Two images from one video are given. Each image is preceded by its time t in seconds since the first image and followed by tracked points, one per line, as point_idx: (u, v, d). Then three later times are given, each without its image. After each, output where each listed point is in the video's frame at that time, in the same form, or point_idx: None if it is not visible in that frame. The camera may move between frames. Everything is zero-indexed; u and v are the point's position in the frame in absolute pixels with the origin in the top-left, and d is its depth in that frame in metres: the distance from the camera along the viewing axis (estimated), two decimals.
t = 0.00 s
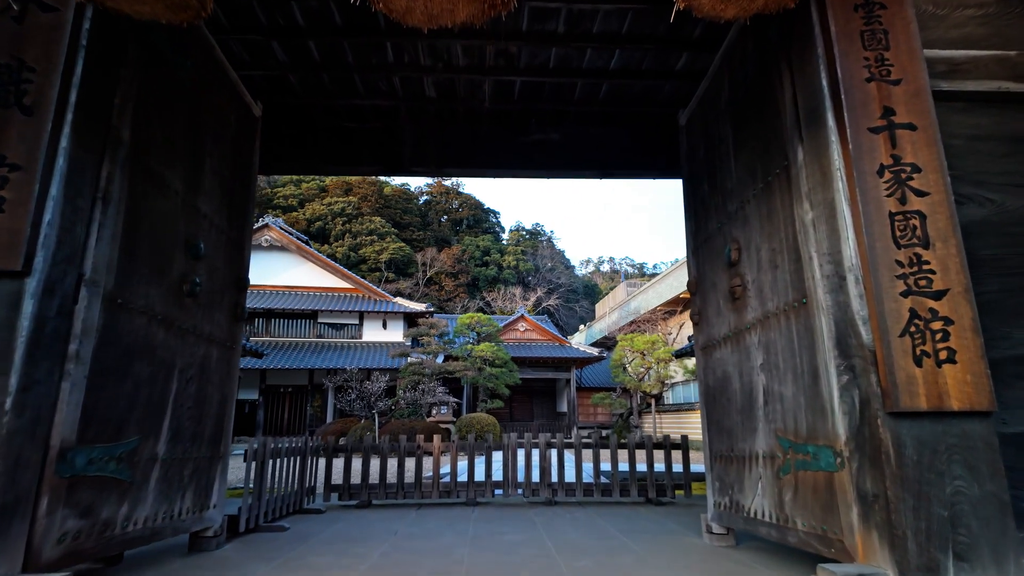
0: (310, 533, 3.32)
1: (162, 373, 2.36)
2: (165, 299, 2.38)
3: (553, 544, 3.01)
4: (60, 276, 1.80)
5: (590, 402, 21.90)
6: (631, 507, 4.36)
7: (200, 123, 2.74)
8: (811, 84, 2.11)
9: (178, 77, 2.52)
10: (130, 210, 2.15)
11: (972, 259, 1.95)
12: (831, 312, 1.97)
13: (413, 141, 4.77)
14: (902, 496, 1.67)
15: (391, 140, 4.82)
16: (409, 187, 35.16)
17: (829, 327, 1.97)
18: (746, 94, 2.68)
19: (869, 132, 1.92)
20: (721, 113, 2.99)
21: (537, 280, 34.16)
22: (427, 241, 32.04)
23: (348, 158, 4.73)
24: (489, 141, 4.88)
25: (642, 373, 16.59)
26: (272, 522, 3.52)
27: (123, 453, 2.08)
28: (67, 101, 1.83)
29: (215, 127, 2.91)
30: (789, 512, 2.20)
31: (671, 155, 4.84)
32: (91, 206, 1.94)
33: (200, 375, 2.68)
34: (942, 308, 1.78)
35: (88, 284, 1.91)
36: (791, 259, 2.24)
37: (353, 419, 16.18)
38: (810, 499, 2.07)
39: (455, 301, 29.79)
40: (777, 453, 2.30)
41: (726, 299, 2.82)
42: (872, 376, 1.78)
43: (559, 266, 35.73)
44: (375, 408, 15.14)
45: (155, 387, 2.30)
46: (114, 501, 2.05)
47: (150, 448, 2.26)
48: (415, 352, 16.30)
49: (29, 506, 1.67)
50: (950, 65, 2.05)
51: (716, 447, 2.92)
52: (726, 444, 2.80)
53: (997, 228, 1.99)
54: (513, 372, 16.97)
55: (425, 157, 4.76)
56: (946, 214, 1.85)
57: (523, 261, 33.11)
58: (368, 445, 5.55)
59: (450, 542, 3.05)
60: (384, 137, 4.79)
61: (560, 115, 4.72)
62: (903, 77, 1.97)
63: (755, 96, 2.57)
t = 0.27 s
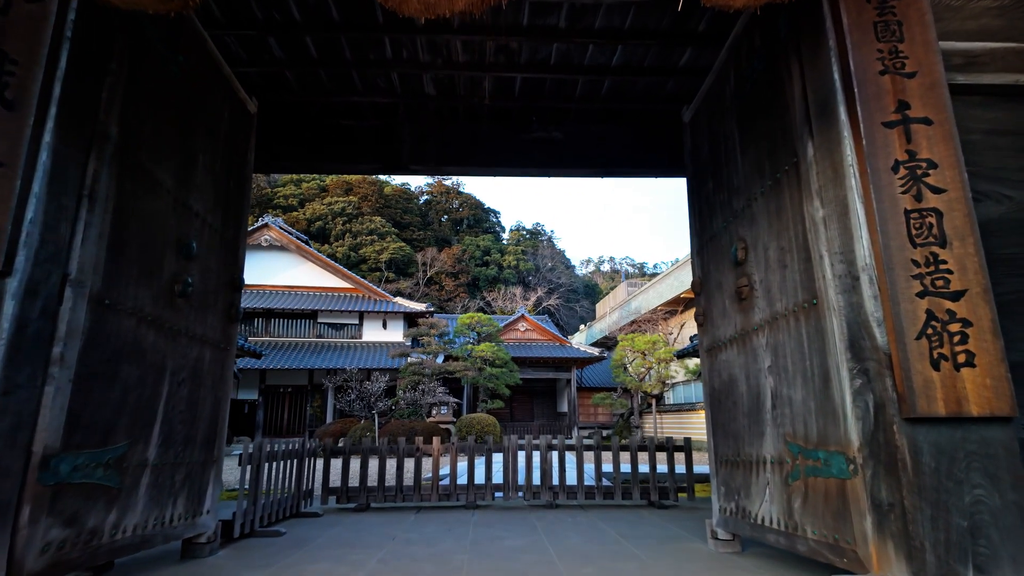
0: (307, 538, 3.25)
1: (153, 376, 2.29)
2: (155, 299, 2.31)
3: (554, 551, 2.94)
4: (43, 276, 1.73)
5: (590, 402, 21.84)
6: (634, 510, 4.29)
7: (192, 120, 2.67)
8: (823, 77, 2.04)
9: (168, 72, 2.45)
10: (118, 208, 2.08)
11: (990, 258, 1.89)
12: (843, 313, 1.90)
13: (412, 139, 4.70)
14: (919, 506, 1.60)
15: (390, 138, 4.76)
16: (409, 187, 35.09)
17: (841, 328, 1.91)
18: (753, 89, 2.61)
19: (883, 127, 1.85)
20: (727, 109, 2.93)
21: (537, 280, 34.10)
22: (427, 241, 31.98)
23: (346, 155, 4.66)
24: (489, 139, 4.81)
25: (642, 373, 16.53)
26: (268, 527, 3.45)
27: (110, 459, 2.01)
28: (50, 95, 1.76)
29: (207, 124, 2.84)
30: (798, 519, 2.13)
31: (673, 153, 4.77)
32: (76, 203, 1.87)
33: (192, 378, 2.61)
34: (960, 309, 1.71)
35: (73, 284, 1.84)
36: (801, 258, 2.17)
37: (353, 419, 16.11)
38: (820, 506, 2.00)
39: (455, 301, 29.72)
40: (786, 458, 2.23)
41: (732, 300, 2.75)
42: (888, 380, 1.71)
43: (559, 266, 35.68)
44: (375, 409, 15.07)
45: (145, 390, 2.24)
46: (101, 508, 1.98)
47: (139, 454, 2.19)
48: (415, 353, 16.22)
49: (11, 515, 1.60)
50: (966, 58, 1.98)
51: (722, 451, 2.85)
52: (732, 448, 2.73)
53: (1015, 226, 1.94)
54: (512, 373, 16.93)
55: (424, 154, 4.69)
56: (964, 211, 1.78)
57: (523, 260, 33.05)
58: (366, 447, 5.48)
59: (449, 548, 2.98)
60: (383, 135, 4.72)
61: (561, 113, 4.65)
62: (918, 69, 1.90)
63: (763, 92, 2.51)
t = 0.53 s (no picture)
0: (303, 542, 3.19)
1: (143, 378, 2.23)
2: (146, 299, 2.26)
3: (555, 556, 2.88)
4: (26, 276, 1.67)
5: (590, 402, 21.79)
6: (636, 513, 4.24)
7: (184, 116, 2.62)
8: (831, 71, 1.98)
9: (159, 67, 2.40)
10: (106, 206, 2.02)
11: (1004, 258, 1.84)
12: (853, 314, 1.85)
13: (410, 136, 4.64)
14: (933, 514, 1.54)
15: (389, 136, 4.70)
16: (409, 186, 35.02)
17: (850, 330, 1.85)
18: (759, 85, 2.56)
19: (895, 121, 1.79)
20: (731, 105, 2.87)
21: (538, 279, 34.04)
22: (427, 240, 31.92)
23: (344, 153, 4.59)
24: (488, 136, 4.75)
25: (642, 372, 16.49)
26: (263, 531, 3.38)
27: (98, 464, 1.96)
28: (33, 88, 1.69)
29: (200, 120, 2.78)
30: (806, 525, 2.07)
31: (675, 151, 4.71)
32: (61, 201, 1.81)
33: (185, 379, 2.55)
34: (975, 310, 1.65)
35: (58, 284, 1.78)
36: (808, 257, 2.11)
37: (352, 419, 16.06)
38: (829, 513, 1.94)
39: (455, 301, 29.66)
40: (793, 462, 2.17)
41: (737, 300, 2.70)
42: (900, 384, 1.65)
43: (559, 265, 35.62)
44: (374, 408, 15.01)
45: (135, 393, 2.18)
46: (89, 515, 1.92)
47: (129, 458, 2.13)
48: (415, 352, 16.17)
49: None
50: (980, 52, 1.92)
51: (726, 454, 2.79)
52: (736, 451, 2.67)
53: None
54: (513, 373, 16.90)
55: (423, 152, 4.63)
56: (979, 209, 1.72)
57: (523, 259, 33.00)
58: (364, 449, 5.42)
59: (448, 553, 2.92)
60: (381, 133, 4.66)
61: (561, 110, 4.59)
62: (930, 62, 1.84)
63: (769, 87, 2.45)
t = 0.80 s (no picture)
0: (298, 547, 3.12)
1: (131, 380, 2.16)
2: (133, 299, 2.19)
3: (556, 561, 2.81)
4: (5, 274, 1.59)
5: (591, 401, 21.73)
6: (637, 516, 4.17)
7: (174, 111, 2.55)
8: (842, 63, 1.92)
9: (147, 60, 2.33)
10: (91, 203, 1.95)
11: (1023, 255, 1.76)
12: (864, 314, 1.78)
13: (408, 133, 4.57)
14: (952, 524, 1.47)
15: (386, 132, 4.63)
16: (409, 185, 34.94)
17: (862, 331, 1.78)
18: (765, 79, 2.49)
19: (909, 114, 1.72)
20: (736, 101, 2.80)
21: (538, 278, 33.96)
22: (427, 239, 31.85)
23: (341, 150, 4.52)
24: (488, 133, 4.68)
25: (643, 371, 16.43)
26: (258, 535, 3.31)
27: (83, 470, 1.89)
28: (13, 79, 1.62)
29: (191, 115, 2.71)
30: (815, 533, 2.00)
31: (678, 148, 4.65)
32: (42, 197, 1.73)
33: (175, 381, 2.48)
34: (994, 310, 1.58)
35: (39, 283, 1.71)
36: (818, 255, 2.04)
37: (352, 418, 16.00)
38: (839, 520, 1.87)
39: (455, 300, 29.59)
40: (801, 467, 2.10)
41: (742, 299, 2.63)
42: (915, 387, 1.58)
43: (560, 264, 35.55)
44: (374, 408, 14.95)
45: (122, 395, 2.11)
46: (72, 523, 1.85)
47: (116, 463, 2.06)
48: (415, 352, 16.10)
49: None
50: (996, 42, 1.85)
51: (730, 457, 2.73)
52: (741, 455, 2.61)
53: None
54: (513, 372, 16.85)
55: (421, 150, 4.55)
56: (998, 205, 1.65)
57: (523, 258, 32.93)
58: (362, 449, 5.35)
59: (446, 559, 2.85)
60: (378, 130, 4.58)
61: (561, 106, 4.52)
62: (945, 53, 1.77)
63: (776, 81, 2.38)
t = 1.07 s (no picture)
0: (293, 549, 3.07)
1: (119, 380, 2.10)
2: (122, 298, 2.13)
3: (556, 564, 2.76)
4: None
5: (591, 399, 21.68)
6: (639, 517, 4.11)
7: (164, 105, 2.49)
8: (852, 54, 1.86)
9: (137, 52, 2.26)
10: (76, 199, 1.89)
11: None
12: (875, 313, 1.72)
13: (407, 130, 4.51)
14: (969, 532, 1.41)
15: (384, 129, 4.56)
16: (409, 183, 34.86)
17: (873, 330, 1.72)
18: (770, 72, 2.43)
19: (922, 106, 1.66)
20: (740, 95, 2.74)
21: (538, 277, 33.90)
22: (427, 237, 31.79)
23: (338, 147, 4.46)
24: (487, 129, 4.62)
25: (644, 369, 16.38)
26: (253, 537, 3.26)
27: (69, 474, 1.83)
28: None
29: (183, 109, 2.65)
30: (823, 538, 1.94)
31: (680, 144, 4.58)
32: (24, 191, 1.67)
33: (166, 381, 2.42)
34: (1011, 309, 1.52)
35: (22, 281, 1.64)
36: (826, 252, 1.98)
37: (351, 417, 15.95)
38: (848, 525, 1.81)
39: (455, 298, 29.54)
40: (808, 470, 2.05)
41: (747, 298, 2.57)
42: (929, 388, 1.53)
43: (560, 262, 35.50)
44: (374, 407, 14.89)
45: (110, 396, 2.05)
46: (57, 528, 1.79)
47: (103, 466, 2.00)
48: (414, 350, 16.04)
49: None
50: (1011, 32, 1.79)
51: (734, 459, 2.67)
52: (746, 457, 2.55)
53: None
54: (513, 371, 16.80)
55: (419, 146, 4.49)
56: (1015, 199, 1.59)
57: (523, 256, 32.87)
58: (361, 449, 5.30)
59: (444, 562, 2.80)
60: (376, 126, 4.52)
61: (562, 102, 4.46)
62: (960, 43, 1.71)
63: (782, 74, 2.32)
